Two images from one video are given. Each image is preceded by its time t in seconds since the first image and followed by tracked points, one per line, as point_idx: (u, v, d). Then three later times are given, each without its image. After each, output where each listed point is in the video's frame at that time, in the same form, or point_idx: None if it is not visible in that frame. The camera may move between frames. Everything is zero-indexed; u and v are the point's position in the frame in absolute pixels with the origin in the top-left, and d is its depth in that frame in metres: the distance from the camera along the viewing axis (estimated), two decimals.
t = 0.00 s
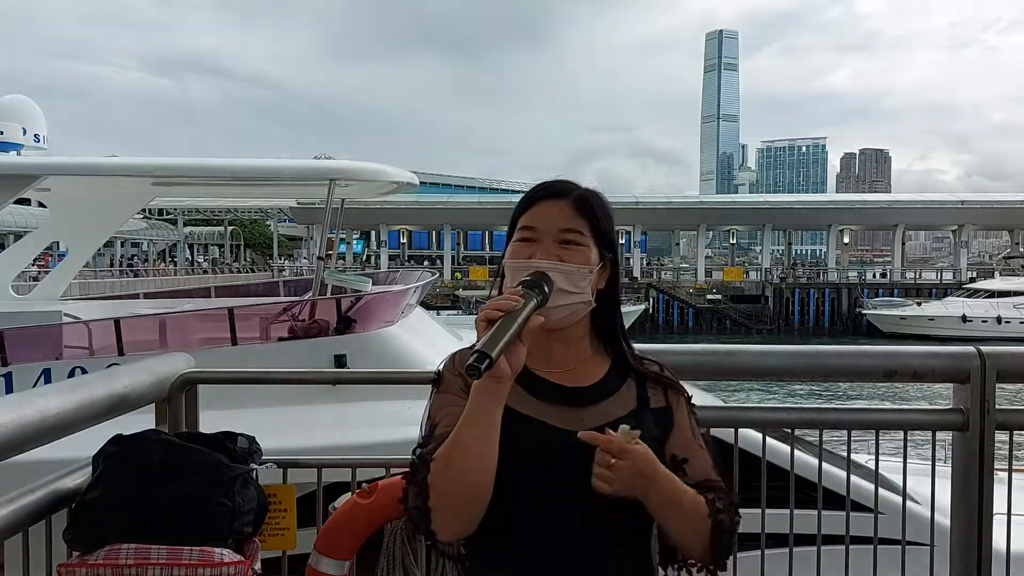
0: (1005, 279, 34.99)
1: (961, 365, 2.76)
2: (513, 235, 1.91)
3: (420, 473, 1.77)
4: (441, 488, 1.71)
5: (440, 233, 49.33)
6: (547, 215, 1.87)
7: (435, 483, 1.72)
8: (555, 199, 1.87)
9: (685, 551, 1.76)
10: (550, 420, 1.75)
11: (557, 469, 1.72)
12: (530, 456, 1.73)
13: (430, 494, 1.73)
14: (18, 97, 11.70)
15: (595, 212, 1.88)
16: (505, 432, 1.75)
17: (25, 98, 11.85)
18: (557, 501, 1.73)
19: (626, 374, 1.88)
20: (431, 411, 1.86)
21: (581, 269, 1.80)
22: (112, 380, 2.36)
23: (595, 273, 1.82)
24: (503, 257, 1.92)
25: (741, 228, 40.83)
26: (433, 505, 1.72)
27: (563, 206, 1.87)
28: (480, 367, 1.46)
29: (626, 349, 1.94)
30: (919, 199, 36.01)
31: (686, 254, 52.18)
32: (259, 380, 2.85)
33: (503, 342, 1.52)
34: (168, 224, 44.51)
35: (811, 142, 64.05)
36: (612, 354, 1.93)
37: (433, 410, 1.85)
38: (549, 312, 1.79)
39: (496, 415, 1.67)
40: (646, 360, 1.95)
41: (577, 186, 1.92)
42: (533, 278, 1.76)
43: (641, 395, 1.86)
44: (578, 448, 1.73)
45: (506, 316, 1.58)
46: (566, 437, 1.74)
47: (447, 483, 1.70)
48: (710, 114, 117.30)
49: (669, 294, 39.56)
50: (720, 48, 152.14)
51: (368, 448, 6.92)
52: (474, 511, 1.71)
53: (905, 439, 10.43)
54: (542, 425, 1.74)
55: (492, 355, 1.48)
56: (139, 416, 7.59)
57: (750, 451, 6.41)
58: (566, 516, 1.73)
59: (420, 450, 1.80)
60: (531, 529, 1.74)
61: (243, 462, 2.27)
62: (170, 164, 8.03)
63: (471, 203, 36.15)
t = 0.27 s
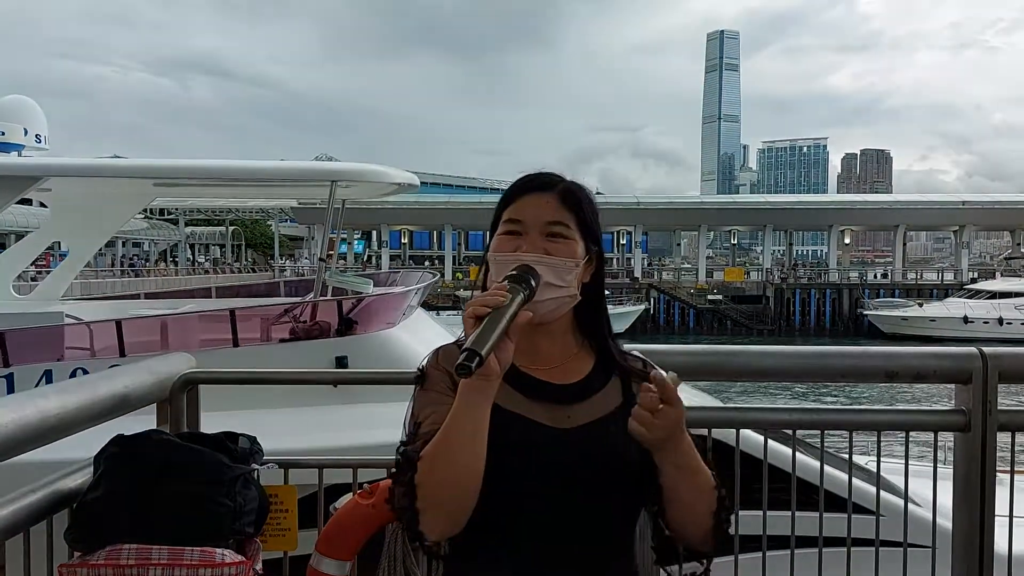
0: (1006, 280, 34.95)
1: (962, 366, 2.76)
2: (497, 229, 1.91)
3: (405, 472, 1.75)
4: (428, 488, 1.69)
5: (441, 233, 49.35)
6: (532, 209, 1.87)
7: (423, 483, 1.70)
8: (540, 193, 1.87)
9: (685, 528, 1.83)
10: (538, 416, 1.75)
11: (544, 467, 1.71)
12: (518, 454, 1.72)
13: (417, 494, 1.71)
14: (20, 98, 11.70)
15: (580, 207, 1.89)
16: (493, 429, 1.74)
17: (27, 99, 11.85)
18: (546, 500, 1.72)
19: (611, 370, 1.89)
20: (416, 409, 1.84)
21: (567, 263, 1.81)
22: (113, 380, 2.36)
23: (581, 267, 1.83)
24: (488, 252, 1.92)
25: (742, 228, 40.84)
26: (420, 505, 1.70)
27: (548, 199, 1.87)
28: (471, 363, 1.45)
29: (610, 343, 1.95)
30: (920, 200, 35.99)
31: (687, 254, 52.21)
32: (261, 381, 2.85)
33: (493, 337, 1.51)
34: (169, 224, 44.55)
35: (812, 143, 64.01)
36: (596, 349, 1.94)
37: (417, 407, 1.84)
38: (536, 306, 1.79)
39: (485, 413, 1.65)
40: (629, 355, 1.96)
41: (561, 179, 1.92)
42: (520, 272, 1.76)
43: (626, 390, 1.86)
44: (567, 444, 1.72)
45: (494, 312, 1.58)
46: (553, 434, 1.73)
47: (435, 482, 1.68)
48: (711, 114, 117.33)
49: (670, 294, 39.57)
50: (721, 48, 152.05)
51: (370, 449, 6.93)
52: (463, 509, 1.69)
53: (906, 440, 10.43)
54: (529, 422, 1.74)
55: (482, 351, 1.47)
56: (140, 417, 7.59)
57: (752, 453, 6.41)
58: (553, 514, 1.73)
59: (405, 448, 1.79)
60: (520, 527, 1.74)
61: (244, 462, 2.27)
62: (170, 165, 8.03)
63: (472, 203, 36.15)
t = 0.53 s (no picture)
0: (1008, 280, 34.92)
1: (964, 367, 2.76)
2: (486, 230, 1.90)
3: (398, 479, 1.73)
4: (422, 495, 1.68)
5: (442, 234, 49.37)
6: (523, 210, 1.87)
7: (417, 490, 1.68)
8: (531, 193, 1.88)
9: (682, 529, 1.87)
10: (529, 420, 1.75)
11: (536, 472, 1.71)
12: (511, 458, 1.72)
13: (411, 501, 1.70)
14: (21, 99, 11.70)
15: (569, 207, 1.90)
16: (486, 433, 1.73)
17: (28, 101, 11.85)
18: (538, 505, 1.72)
19: (597, 373, 1.91)
20: (403, 414, 1.82)
21: (559, 264, 1.82)
22: (116, 380, 2.36)
23: (572, 269, 1.84)
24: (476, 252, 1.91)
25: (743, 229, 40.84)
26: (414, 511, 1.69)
27: (539, 199, 1.87)
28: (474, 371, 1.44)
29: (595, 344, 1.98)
30: (920, 201, 35.98)
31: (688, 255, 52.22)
32: (263, 381, 2.85)
33: (495, 343, 1.50)
34: (170, 225, 44.54)
35: (813, 144, 63.99)
36: (581, 351, 1.96)
37: (405, 412, 1.82)
38: (528, 309, 1.80)
39: (481, 421, 1.64)
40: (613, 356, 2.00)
41: (549, 178, 1.93)
42: (514, 274, 1.76)
43: (611, 392, 1.89)
44: (561, 447, 1.73)
45: (493, 316, 1.57)
46: (544, 438, 1.73)
47: (430, 489, 1.67)
48: (712, 115, 117.36)
49: (671, 295, 39.59)
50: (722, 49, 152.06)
51: (371, 449, 6.93)
52: (458, 516, 1.68)
53: (908, 440, 10.43)
54: (521, 427, 1.74)
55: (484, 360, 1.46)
56: (142, 417, 7.59)
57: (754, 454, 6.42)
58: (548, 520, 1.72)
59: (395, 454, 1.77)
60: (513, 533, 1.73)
61: (246, 461, 2.27)
62: (171, 166, 8.04)
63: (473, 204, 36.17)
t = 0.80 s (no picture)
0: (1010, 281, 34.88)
1: (967, 367, 2.76)
2: (480, 227, 1.89)
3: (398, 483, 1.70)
4: (426, 498, 1.65)
5: (443, 234, 49.34)
6: (519, 207, 1.87)
7: (422, 493, 1.66)
8: (526, 189, 1.87)
9: (684, 527, 1.88)
10: (529, 420, 1.75)
11: (538, 472, 1.71)
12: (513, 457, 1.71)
13: (415, 506, 1.67)
14: (21, 100, 11.69)
15: (563, 204, 1.91)
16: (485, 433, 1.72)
17: (29, 101, 11.84)
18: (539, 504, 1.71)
19: (590, 371, 1.92)
20: (398, 416, 1.80)
21: (558, 263, 1.82)
22: (118, 380, 2.37)
23: (569, 267, 1.85)
24: (471, 250, 1.90)
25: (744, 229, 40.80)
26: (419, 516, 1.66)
27: (535, 196, 1.87)
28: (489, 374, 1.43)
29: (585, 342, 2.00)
30: (922, 201, 35.94)
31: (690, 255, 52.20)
32: (263, 379, 2.85)
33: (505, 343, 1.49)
34: (172, 224, 44.54)
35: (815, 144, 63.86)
36: (573, 348, 1.97)
37: (401, 414, 1.80)
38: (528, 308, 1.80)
39: (487, 423, 1.60)
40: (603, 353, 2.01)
41: (543, 175, 1.93)
42: (515, 273, 1.76)
43: (606, 390, 1.90)
44: (562, 446, 1.73)
45: (501, 317, 1.56)
46: (544, 438, 1.73)
47: (434, 492, 1.64)
48: (713, 115, 117.29)
49: (672, 295, 39.57)
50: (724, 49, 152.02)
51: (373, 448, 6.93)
52: (463, 519, 1.66)
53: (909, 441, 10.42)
54: (522, 427, 1.73)
55: (496, 361, 1.45)
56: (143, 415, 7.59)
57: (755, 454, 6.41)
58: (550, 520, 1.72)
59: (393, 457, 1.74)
60: (515, 534, 1.72)
61: (249, 461, 2.28)
62: (172, 165, 8.03)
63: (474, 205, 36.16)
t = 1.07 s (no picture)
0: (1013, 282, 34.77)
1: (969, 368, 2.75)
2: (478, 229, 1.88)
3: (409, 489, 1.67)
4: (440, 503, 1.62)
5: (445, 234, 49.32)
6: (519, 207, 1.86)
7: (434, 499, 1.63)
8: (524, 188, 1.87)
9: (686, 530, 1.87)
10: (537, 421, 1.74)
11: (547, 475, 1.69)
12: (523, 461, 1.69)
13: (430, 513, 1.64)
14: (21, 100, 11.69)
15: (561, 203, 1.91)
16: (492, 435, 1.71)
17: (29, 102, 11.85)
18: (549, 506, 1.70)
19: (590, 371, 1.93)
20: (403, 422, 1.79)
21: (560, 263, 1.83)
22: (119, 381, 2.37)
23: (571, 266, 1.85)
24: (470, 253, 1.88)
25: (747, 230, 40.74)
26: (433, 524, 1.63)
27: (533, 195, 1.87)
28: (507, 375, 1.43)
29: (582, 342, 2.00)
30: (925, 202, 35.85)
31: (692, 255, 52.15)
32: (261, 381, 2.84)
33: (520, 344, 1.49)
34: (174, 225, 44.57)
35: (817, 144, 63.79)
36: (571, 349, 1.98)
37: (407, 419, 1.78)
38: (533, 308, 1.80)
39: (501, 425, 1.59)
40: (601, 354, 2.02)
41: (539, 174, 1.93)
42: (520, 274, 1.75)
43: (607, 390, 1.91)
44: (570, 446, 1.72)
45: (513, 317, 1.55)
46: (553, 439, 1.72)
47: (448, 497, 1.61)
48: (715, 116, 117.17)
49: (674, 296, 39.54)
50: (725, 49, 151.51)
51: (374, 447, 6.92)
52: (478, 524, 1.63)
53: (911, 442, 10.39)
54: (530, 428, 1.72)
55: (514, 362, 1.44)
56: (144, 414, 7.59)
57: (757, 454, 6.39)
58: (561, 522, 1.71)
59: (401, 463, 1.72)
60: (527, 538, 1.70)
61: (249, 463, 2.27)
62: (173, 164, 8.03)
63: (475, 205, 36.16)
